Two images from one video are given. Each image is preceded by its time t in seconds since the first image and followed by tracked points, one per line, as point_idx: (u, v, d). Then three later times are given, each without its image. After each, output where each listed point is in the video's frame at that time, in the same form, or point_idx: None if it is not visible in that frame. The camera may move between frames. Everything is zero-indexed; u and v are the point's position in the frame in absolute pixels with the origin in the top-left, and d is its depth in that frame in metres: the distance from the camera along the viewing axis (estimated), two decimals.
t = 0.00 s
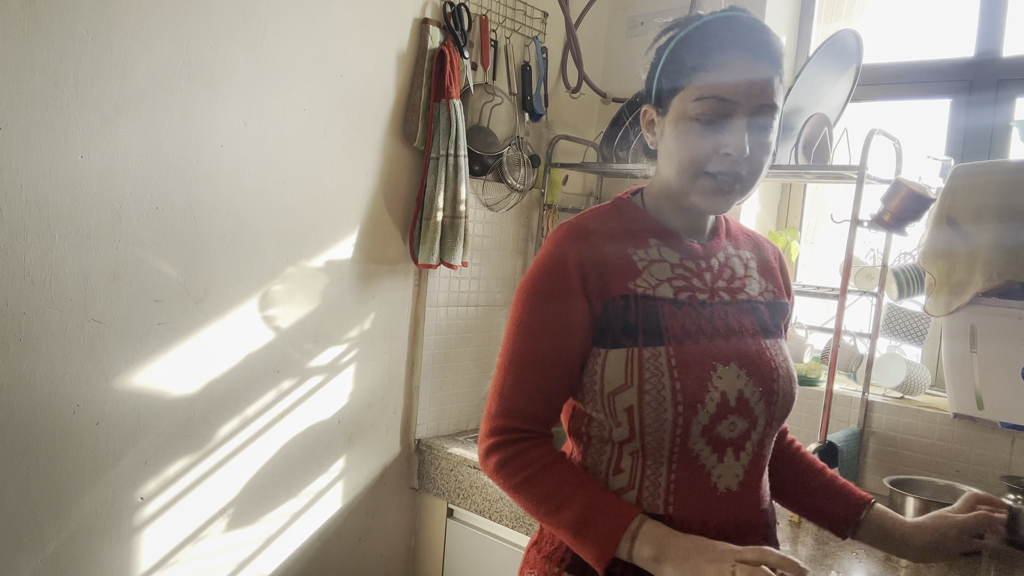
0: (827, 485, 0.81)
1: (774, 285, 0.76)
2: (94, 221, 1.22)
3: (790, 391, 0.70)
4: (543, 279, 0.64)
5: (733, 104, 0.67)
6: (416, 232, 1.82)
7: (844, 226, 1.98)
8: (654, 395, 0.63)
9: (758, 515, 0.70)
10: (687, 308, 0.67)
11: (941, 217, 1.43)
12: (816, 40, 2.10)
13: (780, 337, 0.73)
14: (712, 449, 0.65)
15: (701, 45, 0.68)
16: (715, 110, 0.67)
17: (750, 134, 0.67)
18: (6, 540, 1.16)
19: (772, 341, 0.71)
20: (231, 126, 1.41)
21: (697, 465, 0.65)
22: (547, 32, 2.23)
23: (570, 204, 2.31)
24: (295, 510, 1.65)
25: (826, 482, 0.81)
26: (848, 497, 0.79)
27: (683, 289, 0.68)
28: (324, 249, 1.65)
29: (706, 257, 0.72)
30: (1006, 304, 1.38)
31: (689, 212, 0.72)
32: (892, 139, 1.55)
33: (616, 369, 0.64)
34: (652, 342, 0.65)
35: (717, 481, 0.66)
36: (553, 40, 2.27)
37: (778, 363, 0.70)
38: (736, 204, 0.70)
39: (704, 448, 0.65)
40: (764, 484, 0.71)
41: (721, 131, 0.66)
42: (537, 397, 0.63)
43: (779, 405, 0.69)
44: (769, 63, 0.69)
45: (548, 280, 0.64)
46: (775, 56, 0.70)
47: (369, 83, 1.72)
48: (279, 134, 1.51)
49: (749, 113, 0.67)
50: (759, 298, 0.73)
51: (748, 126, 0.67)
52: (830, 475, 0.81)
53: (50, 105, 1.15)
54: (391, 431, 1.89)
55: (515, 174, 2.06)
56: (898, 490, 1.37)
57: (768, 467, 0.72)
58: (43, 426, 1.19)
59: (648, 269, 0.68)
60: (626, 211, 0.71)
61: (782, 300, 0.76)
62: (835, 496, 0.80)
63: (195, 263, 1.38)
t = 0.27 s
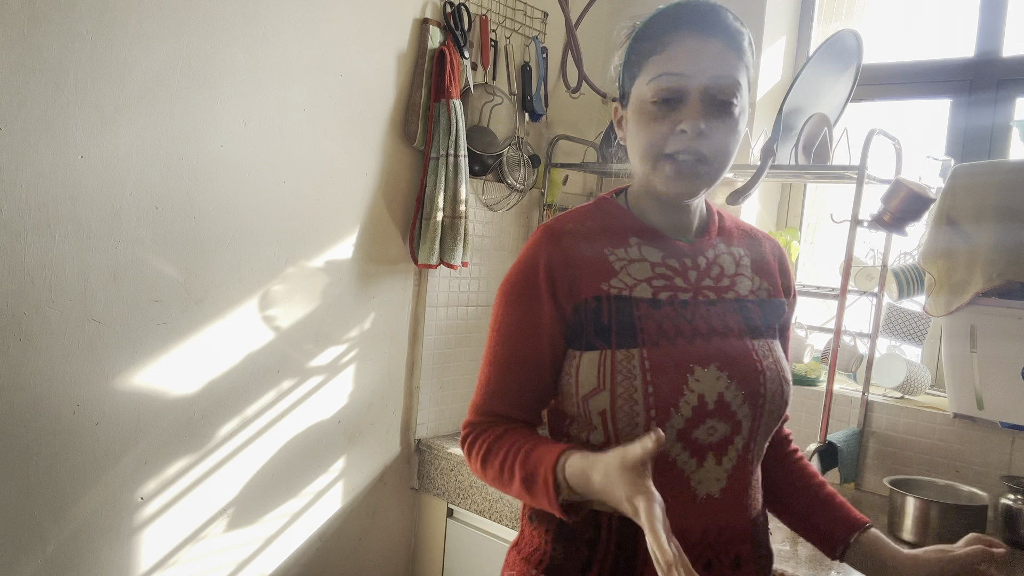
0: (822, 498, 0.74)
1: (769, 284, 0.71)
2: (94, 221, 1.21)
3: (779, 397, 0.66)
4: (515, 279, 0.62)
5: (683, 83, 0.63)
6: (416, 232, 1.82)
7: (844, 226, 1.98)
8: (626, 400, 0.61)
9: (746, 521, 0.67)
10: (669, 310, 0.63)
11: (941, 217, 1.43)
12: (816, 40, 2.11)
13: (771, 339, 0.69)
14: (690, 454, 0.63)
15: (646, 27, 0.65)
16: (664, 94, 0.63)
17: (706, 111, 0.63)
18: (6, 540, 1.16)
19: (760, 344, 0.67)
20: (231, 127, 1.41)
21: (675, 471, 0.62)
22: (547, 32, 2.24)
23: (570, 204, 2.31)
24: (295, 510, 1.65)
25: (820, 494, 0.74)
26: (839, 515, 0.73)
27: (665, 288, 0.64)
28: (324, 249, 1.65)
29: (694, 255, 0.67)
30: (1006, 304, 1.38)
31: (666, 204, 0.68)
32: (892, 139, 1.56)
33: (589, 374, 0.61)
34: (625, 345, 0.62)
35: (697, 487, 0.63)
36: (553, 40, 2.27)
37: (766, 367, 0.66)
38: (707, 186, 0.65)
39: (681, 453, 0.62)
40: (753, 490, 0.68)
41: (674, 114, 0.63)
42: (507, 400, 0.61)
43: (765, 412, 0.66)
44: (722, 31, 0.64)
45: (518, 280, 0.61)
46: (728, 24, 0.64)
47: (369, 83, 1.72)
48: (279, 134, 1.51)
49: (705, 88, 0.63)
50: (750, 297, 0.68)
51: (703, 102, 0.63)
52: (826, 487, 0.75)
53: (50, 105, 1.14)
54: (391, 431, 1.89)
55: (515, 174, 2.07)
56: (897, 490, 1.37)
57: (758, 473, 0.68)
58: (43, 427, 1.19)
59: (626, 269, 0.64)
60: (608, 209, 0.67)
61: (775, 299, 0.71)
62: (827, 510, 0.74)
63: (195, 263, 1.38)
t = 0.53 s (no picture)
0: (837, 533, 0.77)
1: (766, 285, 0.72)
2: (94, 221, 1.21)
3: (769, 398, 0.68)
4: (504, 277, 0.66)
5: (652, 83, 0.69)
6: (416, 232, 1.82)
7: (844, 226, 1.98)
8: (604, 399, 0.63)
9: (728, 529, 0.67)
10: (652, 309, 0.66)
11: (941, 217, 1.43)
12: (816, 40, 2.11)
13: (762, 341, 0.70)
14: (670, 458, 0.64)
15: (613, 36, 0.72)
16: (635, 95, 0.70)
17: (677, 106, 0.69)
18: (6, 540, 1.16)
19: (748, 345, 0.68)
20: (231, 127, 1.41)
21: (654, 475, 0.64)
22: (547, 33, 2.24)
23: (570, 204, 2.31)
24: (295, 510, 1.65)
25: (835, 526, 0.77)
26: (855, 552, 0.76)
27: (650, 288, 0.67)
28: (324, 249, 1.65)
29: (683, 257, 0.70)
30: (1007, 304, 1.38)
31: (656, 201, 0.72)
32: (892, 139, 1.55)
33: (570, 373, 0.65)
34: (605, 345, 0.64)
35: (676, 492, 0.64)
36: (553, 40, 2.27)
37: (753, 370, 0.67)
38: (690, 178, 0.70)
39: (660, 456, 0.64)
40: (739, 495, 0.68)
41: (646, 112, 0.69)
42: (496, 397, 0.65)
43: (752, 414, 0.67)
44: (683, 28, 0.70)
45: (507, 279, 0.66)
46: (691, 18, 0.70)
47: (369, 83, 1.72)
48: (279, 134, 1.51)
49: (673, 85, 0.69)
50: (738, 300, 0.70)
51: (673, 99, 0.69)
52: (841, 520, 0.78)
53: (50, 105, 1.14)
54: (391, 431, 1.89)
55: (515, 174, 2.07)
56: (898, 490, 1.37)
57: (747, 478, 0.69)
58: (43, 427, 1.19)
59: (611, 269, 0.67)
60: (597, 210, 0.71)
61: (772, 302, 0.72)
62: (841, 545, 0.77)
63: (195, 263, 1.38)
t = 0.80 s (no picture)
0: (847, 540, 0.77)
1: (762, 285, 0.70)
2: (94, 221, 1.21)
3: (762, 402, 0.66)
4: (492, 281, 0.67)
5: (636, 76, 0.68)
6: (416, 232, 1.82)
7: (844, 226, 1.98)
8: (589, 404, 0.63)
9: (721, 538, 0.66)
10: (641, 312, 0.65)
11: (941, 217, 1.43)
12: (815, 40, 2.11)
13: (756, 343, 0.68)
14: (657, 463, 0.63)
15: (592, 33, 0.71)
16: (621, 90, 0.69)
17: (665, 98, 0.68)
18: (6, 541, 1.16)
19: (740, 348, 0.67)
20: (231, 127, 1.41)
21: (642, 480, 0.63)
22: (547, 33, 2.24)
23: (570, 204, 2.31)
24: (295, 510, 1.65)
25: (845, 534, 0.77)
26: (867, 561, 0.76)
27: (638, 290, 0.66)
28: (324, 249, 1.65)
29: (674, 257, 0.68)
30: (1006, 304, 1.38)
31: (647, 198, 0.72)
32: (892, 139, 1.55)
33: (557, 377, 0.65)
34: (591, 349, 0.64)
35: (663, 499, 0.63)
36: (553, 40, 2.27)
37: (745, 374, 0.66)
38: (683, 171, 0.69)
39: (647, 462, 0.63)
40: (732, 503, 0.67)
41: (633, 105, 0.69)
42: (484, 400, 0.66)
43: (744, 419, 0.65)
44: (663, 20, 0.69)
45: (494, 283, 0.67)
46: (670, 8, 0.70)
47: (369, 83, 1.72)
48: (279, 134, 1.51)
49: (658, 77, 0.68)
50: (732, 301, 0.68)
51: (660, 90, 0.68)
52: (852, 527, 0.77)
53: (50, 105, 1.14)
54: (391, 431, 1.89)
55: (515, 174, 2.07)
56: (897, 490, 1.37)
57: (741, 485, 0.67)
58: (43, 427, 1.18)
59: (600, 271, 0.66)
60: (585, 210, 0.71)
61: (768, 302, 0.70)
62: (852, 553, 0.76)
63: (195, 263, 1.38)
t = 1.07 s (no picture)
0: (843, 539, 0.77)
1: (752, 284, 0.70)
2: (94, 221, 1.21)
3: (757, 406, 0.66)
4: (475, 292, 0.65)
5: (618, 60, 0.68)
6: (416, 232, 1.82)
7: (844, 226, 1.98)
8: (582, 417, 0.61)
9: (716, 545, 0.65)
10: (631, 318, 0.64)
11: (941, 217, 1.43)
12: (815, 40, 2.11)
13: (748, 343, 0.68)
14: (653, 475, 0.62)
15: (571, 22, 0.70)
16: (602, 75, 0.68)
17: (648, 81, 0.67)
18: (6, 541, 1.15)
19: (732, 350, 0.66)
20: (231, 127, 1.41)
21: (638, 493, 0.62)
22: (547, 33, 2.24)
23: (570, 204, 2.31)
24: (295, 510, 1.65)
25: (841, 532, 0.77)
26: (861, 559, 0.76)
27: (628, 295, 0.65)
28: (324, 249, 1.65)
29: (663, 258, 0.68)
30: (1006, 304, 1.39)
31: (630, 193, 0.70)
32: (892, 139, 1.55)
33: (546, 391, 0.63)
34: (582, 360, 0.63)
35: (660, 511, 0.62)
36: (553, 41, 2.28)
37: (738, 378, 0.65)
38: (669, 155, 0.67)
39: (643, 474, 0.62)
40: (727, 509, 0.66)
41: (616, 89, 0.68)
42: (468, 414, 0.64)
43: (738, 424, 0.65)
44: (644, 4, 0.68)
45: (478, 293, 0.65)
46: None
47: (369, 83, 1.72)
48: (279, 134, 1.52)
49: (640, 61, 0.68)
50: (723, 301, 0.67)
51: (643, 74, 0.67)
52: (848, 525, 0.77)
53: (50, 105, 1.14)
54: (391, 431, 1.89)
55: (515, 174, 2.08)
56: (897, 490, 1.37)
57: (735, 490, 0.67)
58: (43, 427, 1.18)
59: (586, 277, 0.65)
60: (571, 216, 0.70)
61: (759, 300, 0.70)
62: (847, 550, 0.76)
63: (195, 263, 1.38)
